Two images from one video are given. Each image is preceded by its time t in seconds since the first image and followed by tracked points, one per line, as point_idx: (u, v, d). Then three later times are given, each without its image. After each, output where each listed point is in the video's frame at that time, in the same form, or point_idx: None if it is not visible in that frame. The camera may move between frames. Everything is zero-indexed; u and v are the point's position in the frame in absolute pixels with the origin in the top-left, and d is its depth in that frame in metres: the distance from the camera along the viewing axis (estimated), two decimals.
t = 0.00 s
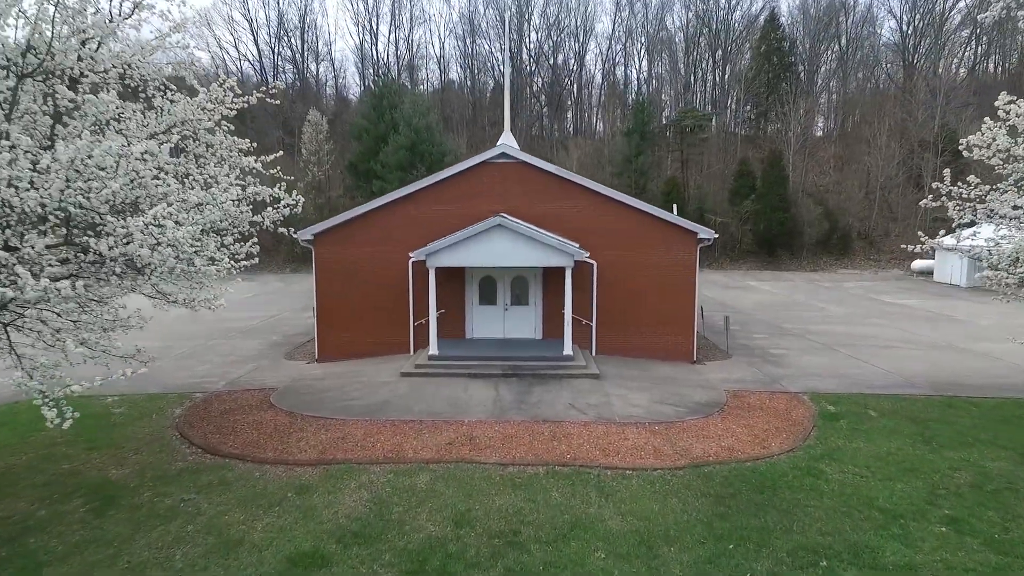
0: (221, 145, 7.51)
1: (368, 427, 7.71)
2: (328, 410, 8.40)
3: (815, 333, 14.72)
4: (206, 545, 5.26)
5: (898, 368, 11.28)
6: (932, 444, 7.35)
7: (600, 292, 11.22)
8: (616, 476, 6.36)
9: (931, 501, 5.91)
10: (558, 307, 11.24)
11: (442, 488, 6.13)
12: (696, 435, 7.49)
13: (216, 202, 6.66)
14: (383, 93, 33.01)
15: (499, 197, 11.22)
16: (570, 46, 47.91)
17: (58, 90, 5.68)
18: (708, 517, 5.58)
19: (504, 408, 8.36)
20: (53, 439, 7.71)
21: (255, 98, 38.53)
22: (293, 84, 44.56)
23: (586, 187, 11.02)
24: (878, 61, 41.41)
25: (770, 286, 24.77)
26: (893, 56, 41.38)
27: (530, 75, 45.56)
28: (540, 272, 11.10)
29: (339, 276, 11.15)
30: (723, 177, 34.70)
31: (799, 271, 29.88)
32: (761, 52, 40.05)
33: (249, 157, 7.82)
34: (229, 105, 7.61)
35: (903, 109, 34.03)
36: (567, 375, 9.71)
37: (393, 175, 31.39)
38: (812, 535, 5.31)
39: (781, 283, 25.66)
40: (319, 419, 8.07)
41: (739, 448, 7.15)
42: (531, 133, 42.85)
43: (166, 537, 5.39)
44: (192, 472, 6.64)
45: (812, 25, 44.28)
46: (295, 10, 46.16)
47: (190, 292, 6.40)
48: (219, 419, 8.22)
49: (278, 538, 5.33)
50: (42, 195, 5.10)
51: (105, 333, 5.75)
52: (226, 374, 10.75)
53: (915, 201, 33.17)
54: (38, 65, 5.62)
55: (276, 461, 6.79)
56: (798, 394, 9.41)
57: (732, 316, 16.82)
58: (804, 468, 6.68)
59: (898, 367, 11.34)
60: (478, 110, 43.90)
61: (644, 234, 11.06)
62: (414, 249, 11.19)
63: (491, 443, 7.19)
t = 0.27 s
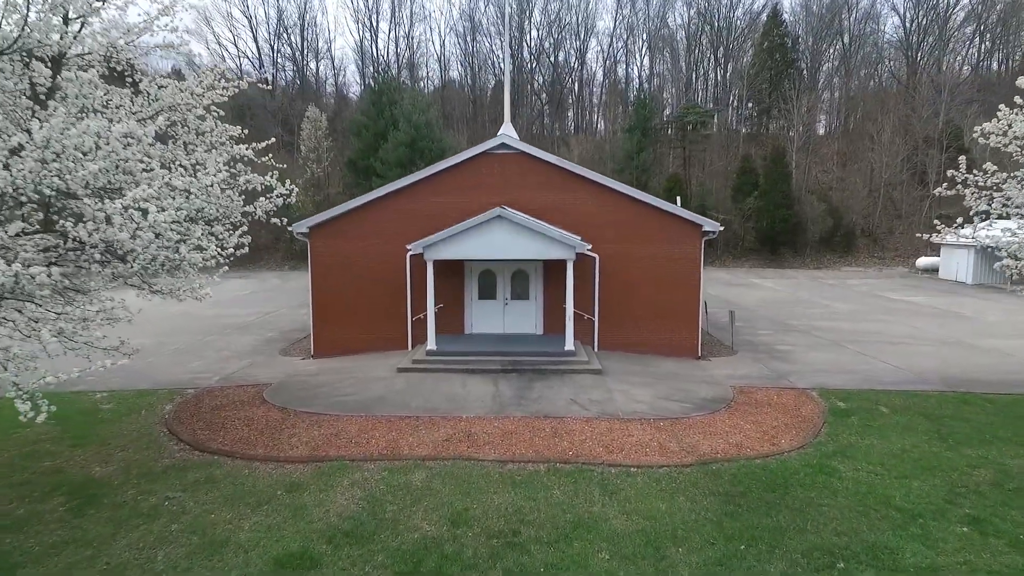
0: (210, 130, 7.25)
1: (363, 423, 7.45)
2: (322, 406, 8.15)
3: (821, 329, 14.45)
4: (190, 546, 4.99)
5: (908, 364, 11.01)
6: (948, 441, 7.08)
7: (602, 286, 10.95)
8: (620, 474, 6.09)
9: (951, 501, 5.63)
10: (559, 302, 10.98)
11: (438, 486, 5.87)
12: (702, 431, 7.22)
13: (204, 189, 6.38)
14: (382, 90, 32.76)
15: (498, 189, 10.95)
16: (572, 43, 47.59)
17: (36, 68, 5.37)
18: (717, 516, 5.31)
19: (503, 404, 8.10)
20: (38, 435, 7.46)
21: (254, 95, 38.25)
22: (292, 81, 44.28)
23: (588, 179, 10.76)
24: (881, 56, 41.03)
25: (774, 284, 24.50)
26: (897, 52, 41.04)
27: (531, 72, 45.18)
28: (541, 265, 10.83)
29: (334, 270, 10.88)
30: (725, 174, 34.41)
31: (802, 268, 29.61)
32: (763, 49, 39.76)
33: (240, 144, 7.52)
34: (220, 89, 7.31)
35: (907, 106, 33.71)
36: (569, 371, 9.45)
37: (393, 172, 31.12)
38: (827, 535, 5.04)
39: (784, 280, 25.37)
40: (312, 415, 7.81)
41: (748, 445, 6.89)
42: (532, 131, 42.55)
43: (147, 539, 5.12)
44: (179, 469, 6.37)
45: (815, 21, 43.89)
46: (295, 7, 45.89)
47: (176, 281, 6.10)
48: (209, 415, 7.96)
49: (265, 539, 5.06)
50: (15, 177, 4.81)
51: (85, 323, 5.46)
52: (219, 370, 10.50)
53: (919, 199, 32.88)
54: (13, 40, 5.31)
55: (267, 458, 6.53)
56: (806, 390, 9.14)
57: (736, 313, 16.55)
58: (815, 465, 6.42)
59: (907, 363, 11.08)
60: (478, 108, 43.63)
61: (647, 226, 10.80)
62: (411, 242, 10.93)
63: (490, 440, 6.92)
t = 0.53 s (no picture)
0: (201, 118, 7.02)
1: (359, 420, 7.25)
2: (318, 402, 7.95)
3: (826, 326, 14.23)
4: (176, 546, 4.79)
5: (917, 361, 10.78)
6: (963, 439, 6.86)
7: (604, 281, 10.73)
8: (624, 472, 5.88)
9: (969, 500, 5.41)
10: (561, 297, 10.77)
11: (436, 484, 5.66)
12: (709, 428, 7.00)
13: (193, 177, 6.14)
14: (382, 87, 32.58)
15: (498, 182, 10.73)
16: (573, 41, 47.36)
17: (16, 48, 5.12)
18: (726, 516, 5.10)
19: (503, 401, 7.90)
20: (24, 431, 7.26)
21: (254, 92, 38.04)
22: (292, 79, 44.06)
23: (590, 171, 10.54)
24: (885, 54, 40.76)
25: (777, 282, 24.27)
26: (900, 49, 40.79)
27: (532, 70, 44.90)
28: (542, 260, 10.63)
29: (331, 265, 10.68)
30: (727, 172, 34.18)
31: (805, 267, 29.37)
32: (766, 46, 39.52)
33: (234, 134, 7.27)
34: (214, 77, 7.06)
35: (911, 103, 33.44)
36: (570, 367, 9.24)
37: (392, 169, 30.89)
38: (842, 536, 4.83)
39: (787, 278, 25.15)
40: (307, 412, 7.61)
41: (756, 443, 6.67)
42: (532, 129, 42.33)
43: (131, 539, 4.90)
44: (168, 467, 6.17)
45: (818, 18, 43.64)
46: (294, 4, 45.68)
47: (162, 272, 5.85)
48: (201, 412, 7.76)
49: (255, 539, 4.85)
50: None
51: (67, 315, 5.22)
52: (213, 366, 10.30)
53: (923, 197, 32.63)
54: None
55: (259, 456, 6.33)
56: (814, 387, 8.91)
57: (740, 310, 16.32)
58: (825, 463, 6.20)
59: (916, 360, 10.86)
60: (479, 106, 43.43)
61: (650, 220, 10.58)
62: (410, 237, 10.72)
63: (489, 437, 6.71)
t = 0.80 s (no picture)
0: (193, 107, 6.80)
1: (356, 417, 7.03)
2: (313, 400, 7.74)
3: (833, 323, 13.99)
4: (162, 548, 4.57)
5: (927, 358, 10.54)
6: (979, 438, 6.62)
7: (607, 277, 10.52)
8: (629, 472, 5.66)
9: (990, 501, 5.18)
10: (563, 293, 10.55)
11: (434, 484, 5.44)
12: (716, 426, 6.78)
13: (183, 165, 5.93)
14: (382, 84, 32.38)
15: (499, 176, 10.52)
16: (574, 39, 47.10)
17: None
18: (736, 517, 4.89)
19: (504, 398, 7.69)
20: (10, 429, 7.05)
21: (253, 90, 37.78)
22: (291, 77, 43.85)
23: (593, 165, 10.33)
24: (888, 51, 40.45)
25: (781, 280, 24.01)
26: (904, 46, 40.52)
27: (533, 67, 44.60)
28: (544, 255, 10.41)
29: (329, 260, 10.47)
30: (730, 170, 33.92)
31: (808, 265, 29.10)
32: (768, 43, 39.25)
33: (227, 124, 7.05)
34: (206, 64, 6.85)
35: (915, 100, 33.14)
36: (573, 363, 9.02)
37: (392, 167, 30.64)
38: (858, 538, 4.61)
39: (790, 276, 24.89)
40: (302, 409, 7.40)
41: (765, 441, 6.45)
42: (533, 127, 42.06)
43: (116, 541, 4.68)
44: (157, 465, 5.96)
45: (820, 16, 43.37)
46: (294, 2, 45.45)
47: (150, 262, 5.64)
48: (194, 409, 7.55)
49: (244, 541, 4.63)
50: None
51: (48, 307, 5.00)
52: (208, 363, 10.08)
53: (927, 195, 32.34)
54: None
55: (252, 454, 6.12)
56: (824, 384, 8.68)
57: (744, 308, 16.09)
58: (839, 462, 5.98)
59: (926, 358, 10.62)
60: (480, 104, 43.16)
61: (654, 215, 10.36)
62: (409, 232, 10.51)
63: (490, 435, 6.49)
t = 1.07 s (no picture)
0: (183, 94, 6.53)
1: (352, 416, 6.79)
2: (309, 398, 7.49)
3: (841, 321, 13.72)
4: (144, 555, 4.31)
5: (939, 357, 10.27)
6: (1000, 439, 6.36)
7: (610, 273, 10.26)
8: (637, 474, 5.41)
9: (1017, 505, 4.93)
10: (566, 289, 10.29)
11: (432, 486, 5.20)
12: (727, 426, 6.53)
13: (170, 152, 5.67)
14: (382, 81, 32.17)
15: (500, 169, 10.28)
16: (575, 37, 46.82)
17: None
18: (751, 521, 4.63)
19: (506, 396, 7.45)
20: None
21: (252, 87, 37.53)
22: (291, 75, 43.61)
23: (596, 158, 10.08)
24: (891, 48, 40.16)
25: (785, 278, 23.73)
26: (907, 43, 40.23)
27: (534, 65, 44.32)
28: (546, 250, 10.17)
29: (326, 255, 10.23)
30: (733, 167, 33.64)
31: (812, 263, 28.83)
32: (771, 40, 39.02)
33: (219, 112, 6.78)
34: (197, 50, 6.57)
35: (920, 98, 32.86)
36: (577, 361, 8.77)
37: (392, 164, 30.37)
38: (881, 544, 4.35)
39: (795, 274, 24.62)
40: (297, 408, 7.15)
41: (778, 441, 6.20)
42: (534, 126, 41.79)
43: (96, 547, 4.42)
44: (144, 467, 5.72)
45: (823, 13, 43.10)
46: None
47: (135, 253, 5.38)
48: (185, 408, 7.30)
49: (231, 547, 4.38)
50: None
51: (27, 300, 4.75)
52: (202, 361, 9.83)
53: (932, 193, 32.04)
54: None
55: (243, 454, 5.88)
56: (835, 383, 8.42)
57: (749, 306, 15.82)
58: (856, 463, 5.72)
59: (938, 356, 10.35)
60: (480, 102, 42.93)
61: (659, 208, 10.11)
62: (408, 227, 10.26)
63: (491, 435, 6.25)
